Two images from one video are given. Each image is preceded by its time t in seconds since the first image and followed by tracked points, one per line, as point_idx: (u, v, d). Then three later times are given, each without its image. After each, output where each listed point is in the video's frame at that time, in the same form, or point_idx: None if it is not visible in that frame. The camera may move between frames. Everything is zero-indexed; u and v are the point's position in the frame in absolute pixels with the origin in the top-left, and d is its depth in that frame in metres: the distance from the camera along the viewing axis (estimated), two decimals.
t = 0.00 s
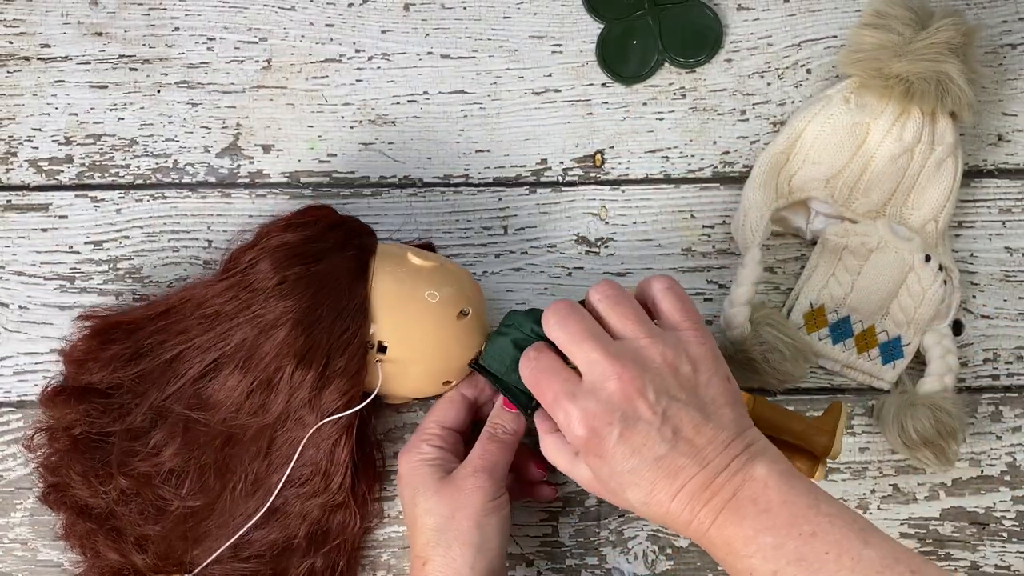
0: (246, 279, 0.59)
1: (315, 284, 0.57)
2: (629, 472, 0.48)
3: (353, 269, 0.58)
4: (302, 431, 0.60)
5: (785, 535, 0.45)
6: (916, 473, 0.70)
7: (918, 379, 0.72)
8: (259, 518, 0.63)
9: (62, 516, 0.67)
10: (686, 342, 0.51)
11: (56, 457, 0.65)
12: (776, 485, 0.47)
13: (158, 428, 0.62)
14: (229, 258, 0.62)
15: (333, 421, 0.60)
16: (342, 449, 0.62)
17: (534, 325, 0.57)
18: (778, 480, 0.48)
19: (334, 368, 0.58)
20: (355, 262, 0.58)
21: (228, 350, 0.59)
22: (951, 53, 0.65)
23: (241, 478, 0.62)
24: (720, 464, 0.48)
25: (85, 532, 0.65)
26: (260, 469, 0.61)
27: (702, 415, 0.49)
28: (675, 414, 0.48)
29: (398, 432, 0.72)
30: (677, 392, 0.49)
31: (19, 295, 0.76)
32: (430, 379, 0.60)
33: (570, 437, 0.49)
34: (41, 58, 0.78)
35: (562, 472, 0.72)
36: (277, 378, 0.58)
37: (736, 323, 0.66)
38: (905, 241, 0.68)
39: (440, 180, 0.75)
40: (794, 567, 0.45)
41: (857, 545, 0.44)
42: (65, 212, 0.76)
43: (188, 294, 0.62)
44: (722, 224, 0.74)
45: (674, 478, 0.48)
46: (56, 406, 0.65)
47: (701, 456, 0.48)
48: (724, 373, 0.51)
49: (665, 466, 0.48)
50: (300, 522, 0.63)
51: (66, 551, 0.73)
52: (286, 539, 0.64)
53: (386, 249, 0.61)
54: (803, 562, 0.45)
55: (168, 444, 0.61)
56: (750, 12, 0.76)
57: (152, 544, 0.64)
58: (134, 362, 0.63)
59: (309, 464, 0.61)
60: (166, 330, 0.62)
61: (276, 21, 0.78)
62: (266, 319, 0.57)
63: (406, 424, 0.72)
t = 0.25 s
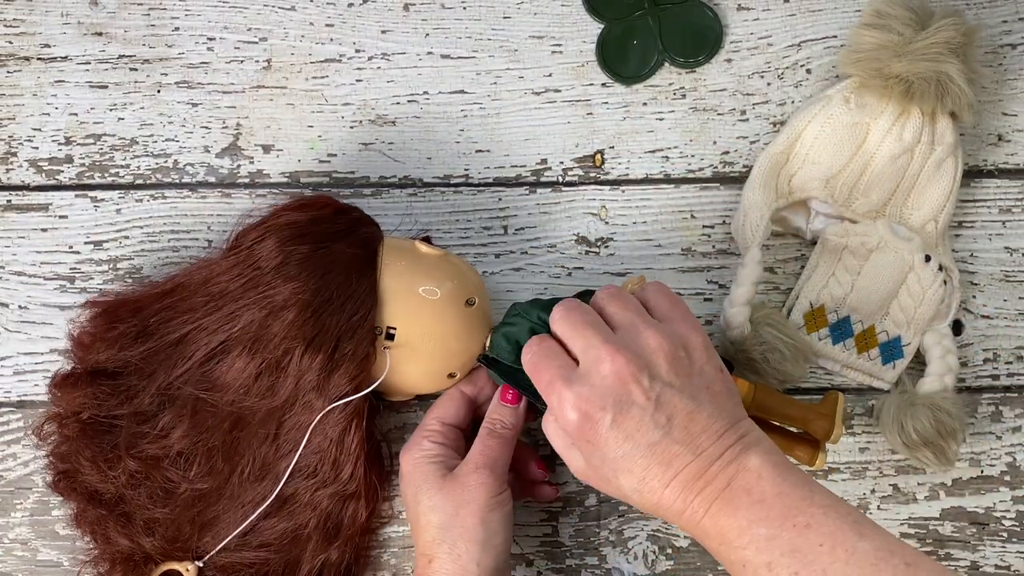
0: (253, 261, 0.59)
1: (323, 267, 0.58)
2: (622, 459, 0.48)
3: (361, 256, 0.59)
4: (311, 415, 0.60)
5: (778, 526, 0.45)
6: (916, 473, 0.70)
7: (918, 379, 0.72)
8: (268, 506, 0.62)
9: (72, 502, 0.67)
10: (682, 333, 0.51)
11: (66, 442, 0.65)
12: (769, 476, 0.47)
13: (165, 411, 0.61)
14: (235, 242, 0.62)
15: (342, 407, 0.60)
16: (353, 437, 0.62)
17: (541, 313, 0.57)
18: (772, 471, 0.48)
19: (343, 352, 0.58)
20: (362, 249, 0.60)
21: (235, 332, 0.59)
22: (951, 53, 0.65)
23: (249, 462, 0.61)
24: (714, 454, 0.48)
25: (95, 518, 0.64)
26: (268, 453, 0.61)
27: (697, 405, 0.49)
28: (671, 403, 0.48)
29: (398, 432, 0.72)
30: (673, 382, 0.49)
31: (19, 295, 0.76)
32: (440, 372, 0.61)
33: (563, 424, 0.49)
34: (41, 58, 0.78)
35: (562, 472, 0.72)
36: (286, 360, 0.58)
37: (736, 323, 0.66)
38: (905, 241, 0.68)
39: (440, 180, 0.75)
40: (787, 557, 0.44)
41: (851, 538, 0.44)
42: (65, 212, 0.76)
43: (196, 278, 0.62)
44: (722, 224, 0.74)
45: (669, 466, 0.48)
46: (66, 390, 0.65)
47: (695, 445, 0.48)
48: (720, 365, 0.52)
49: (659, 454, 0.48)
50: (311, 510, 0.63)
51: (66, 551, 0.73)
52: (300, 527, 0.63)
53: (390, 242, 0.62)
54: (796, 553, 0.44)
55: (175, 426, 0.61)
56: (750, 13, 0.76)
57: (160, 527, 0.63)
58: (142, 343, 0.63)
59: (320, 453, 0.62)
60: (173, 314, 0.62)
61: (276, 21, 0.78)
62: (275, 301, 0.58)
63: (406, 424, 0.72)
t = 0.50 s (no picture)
0: (255, 258, 0.59)
1: (326, 264, 0.58)
2: (631, 436, 0.48)
3: (364, 254, 0.59)
4: (315, 413, 0.60)
5: (786, 512, 0.45)
6: (916, 473, 0.70)
7: (918, 379, 0.72)
8: (272, 503, 0.62)
9: (76, 499, 0.67)
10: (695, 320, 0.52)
11: (70, 439, 0.65)
12: (777, 465, 0.48)
13: (168, 407, 0.61)
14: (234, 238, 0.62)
15: (345, 405, 0.60)
16: (356, 435, 0.62)
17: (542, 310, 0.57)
18: (779, 460, 0.48)
19: (346, 349, 0.58)
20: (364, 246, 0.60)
21: (238, 329, 0.58)
22: (951, 53, 0.65)
23: (253, 459, 0.61)
24: (722, 438, 0.48)
25: (99, 515, 0.64)
26: (272, 451, 0.61)
27: (708, 389, 0.50)
28: (682, 384, 0.49)
29: (398, 432, 0.72)
30: (686, 363, 0.50)
31: (19, 295, 0.76)
32: (442, 370, 0.61)
33: (575, 399, 0.49)
34: (41, 58, 0.78)
35: (562, 472, 0.72)
36: (289, 357, 0.58)
37: (736, 323, 0.66)
38: (905, 241, 0.68)
39: (440, 180, 0.75)
40: (793, 542, 0.44)
41: (859, 526, 0.44)
42: (65, 212, 0.76)
43: (198, 273, 0.62)
44: (722, 224, 0.74)
45: (677, 448, 0.48)
46: (69, 385, 0.65)
47: (705, 428, 0.48)
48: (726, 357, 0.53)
49: (668, 434, 0.48)
50: (314, 508, 0.63)
51: (66, 551, 0.73)
52: (303, 524, 0.63)
53: (392, 239, 0.62)
54: (803, 538, 0.44)
55: (179, 422, 0.61)
56: (750, 12, 0.76)
57: (163, 523, 0.63)
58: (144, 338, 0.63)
59: (323, 450, 0.62)
60: (175, 309, 0.62)
61: (276, 21, 0.78)
62: (277, 298, 0.57)
63: (406, 424, 0.72)
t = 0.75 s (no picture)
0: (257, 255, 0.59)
1: (328, 262, 0.58)
2: (648, 434, 0.48)
3: (365, 252, 0.60)
4: (318, 411, 0.60)
5: (800, 514, 0.46)
6: (916, 473, 0.71)
7: (918, 380, 0.72)
8: (274, 501, 0.62)
9: (79, 498, 0.67)
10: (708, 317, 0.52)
11: (72, 437, 0.65)
12: (790, 468, 0.48)
13: (170, 405, 0.61)
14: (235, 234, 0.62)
15: (347, 403, 0.60)
16: (359, 434, 0.62)
17: (542, 305, 0.60)
18: (793, 463, 0.49)
19: (349, 348, 0.58)
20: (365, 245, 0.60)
21: (240, 327, 0.58)
22: (951, 53, 0.65)
23: (255, 457, 0.61)
24: (738, 439, 0.49)
25: (101, 513, 0.64)
26: (275, 449, 0.61)
27: (724, 389, 0.50)
28: (700, 382, 0.49)
29: (398, 432, 0.72)
30: (704, 362, 0.50)
31: (19, 295, 0.76)
32: (445, 368, 0.62)
33: (590, 393, 0.49)
34: (41, 58, 0.78)
35: (562, 472, 0.72)
36: (292, 355, 0.58)
37: (736, 323, 0.65)
38: (905, 241, 0.68)
39: (440, 180, 0.75)
40: (807, 544, 0.45)
41: (873, 532, 0.45)
42: (65, 212, 0.76)
43: (198, 269, 0.62)
44: (721, 224, 0.74)
45: (693, 446, 0.48)
46: (71, 383, 0.65)
47: (721, 427, 0.48)
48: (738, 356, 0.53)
49: (686, 432, 0.48)
50: (316, 507, 0.63)
51: (66, 551, 0.73)
52: (306, 523, 0.63)
53: (393, 237, 0.63)
54: (817, 541, 0.45)
55: (181, 420, 0.61)
56: (750, 13, 0.76)
57: (165, 521, 0.63)
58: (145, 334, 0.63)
59: (326, 449, 0.62)
60: (175, 306, 0.61)
61: (276, 21, 0.78)
62: (279, 296, 0.57)
63: (406, 424, 0.72)
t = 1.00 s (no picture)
0: (257, 252, 0.59)
1: (329, 260, 0.58)
2: (639, 438, 0.48)
3: (366, 250, 0.60)
4: (319, 408, 0.60)
5: (797, 510, 0.45)
6: (916, 473, 0.71)
7: (917, 380, 0.72)
8: (276, 499, 0.62)
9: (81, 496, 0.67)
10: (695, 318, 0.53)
11: (74, 435, 0.65)
12: (787, 461, 0.47)
13: (171, 403, 0.61)
14: (235, 232, 0.62)
15: (348, 400, 0.61)
16: (362, 432, 0.62)
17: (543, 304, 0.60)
18: (790, 456, 0.48)
19: (350, 345, 0.59)
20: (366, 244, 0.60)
21: (240, 324, 0.58)
22: (951, 53, 0.65)
23: (257, 455, 0.61)
24: (732, 435, 0.48)
25: (103, 511, 0.64)
26: (276, 446, 0.61)
27: (715, 386, 0.50)
28: (689, 382, 0.49)
29: (399, 432, 0.72)
30: (692, 361, 0.50)
31: (19, 295, 0.76)
32: (447, 367, 0.62)
33: (579, 401, 0.49)
34: (41, 58, 0.78)
35: (562, 472, 0.72)
36: (293, 352, 0.58)
37: (736, 323, 0.66)
38: (905, 241, 0.68)
39: (440, 180, 0.75)
40: (804, 540, 0.44)
41: (871, 525, 0.44)
42: (65, 212, 0.76)
43: (197, 267, 0.62)
44: (721, 224, 0.74)
45: (687, 446, 0.48)
46: (73, 380, 0.65)
47: (714, 425, 0.48)
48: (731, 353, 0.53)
49: (678, 433, 0.48)
50: (318, 505, 0.63)
51: (66, 551, 0.73)
52: (310, 521, 0.63)
53: (394, 236, 0.63)
54: (815, 537, 0.44)
55: (181, 417, 0.60)
56: (750, 13, 0.76)
57: (167, 518, 0.63)
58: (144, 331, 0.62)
59: (328, 447, 0.62)
60: (175, 303, 0.61)
61: (276, 21, 0.78)
62: (280, 293, 0.57)
63: (406, 424, 0.72)
